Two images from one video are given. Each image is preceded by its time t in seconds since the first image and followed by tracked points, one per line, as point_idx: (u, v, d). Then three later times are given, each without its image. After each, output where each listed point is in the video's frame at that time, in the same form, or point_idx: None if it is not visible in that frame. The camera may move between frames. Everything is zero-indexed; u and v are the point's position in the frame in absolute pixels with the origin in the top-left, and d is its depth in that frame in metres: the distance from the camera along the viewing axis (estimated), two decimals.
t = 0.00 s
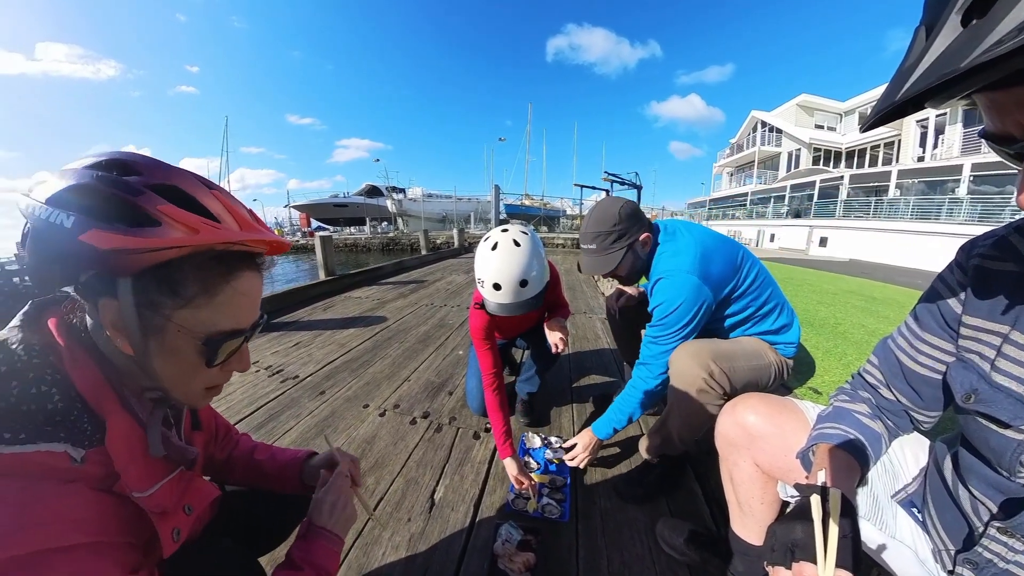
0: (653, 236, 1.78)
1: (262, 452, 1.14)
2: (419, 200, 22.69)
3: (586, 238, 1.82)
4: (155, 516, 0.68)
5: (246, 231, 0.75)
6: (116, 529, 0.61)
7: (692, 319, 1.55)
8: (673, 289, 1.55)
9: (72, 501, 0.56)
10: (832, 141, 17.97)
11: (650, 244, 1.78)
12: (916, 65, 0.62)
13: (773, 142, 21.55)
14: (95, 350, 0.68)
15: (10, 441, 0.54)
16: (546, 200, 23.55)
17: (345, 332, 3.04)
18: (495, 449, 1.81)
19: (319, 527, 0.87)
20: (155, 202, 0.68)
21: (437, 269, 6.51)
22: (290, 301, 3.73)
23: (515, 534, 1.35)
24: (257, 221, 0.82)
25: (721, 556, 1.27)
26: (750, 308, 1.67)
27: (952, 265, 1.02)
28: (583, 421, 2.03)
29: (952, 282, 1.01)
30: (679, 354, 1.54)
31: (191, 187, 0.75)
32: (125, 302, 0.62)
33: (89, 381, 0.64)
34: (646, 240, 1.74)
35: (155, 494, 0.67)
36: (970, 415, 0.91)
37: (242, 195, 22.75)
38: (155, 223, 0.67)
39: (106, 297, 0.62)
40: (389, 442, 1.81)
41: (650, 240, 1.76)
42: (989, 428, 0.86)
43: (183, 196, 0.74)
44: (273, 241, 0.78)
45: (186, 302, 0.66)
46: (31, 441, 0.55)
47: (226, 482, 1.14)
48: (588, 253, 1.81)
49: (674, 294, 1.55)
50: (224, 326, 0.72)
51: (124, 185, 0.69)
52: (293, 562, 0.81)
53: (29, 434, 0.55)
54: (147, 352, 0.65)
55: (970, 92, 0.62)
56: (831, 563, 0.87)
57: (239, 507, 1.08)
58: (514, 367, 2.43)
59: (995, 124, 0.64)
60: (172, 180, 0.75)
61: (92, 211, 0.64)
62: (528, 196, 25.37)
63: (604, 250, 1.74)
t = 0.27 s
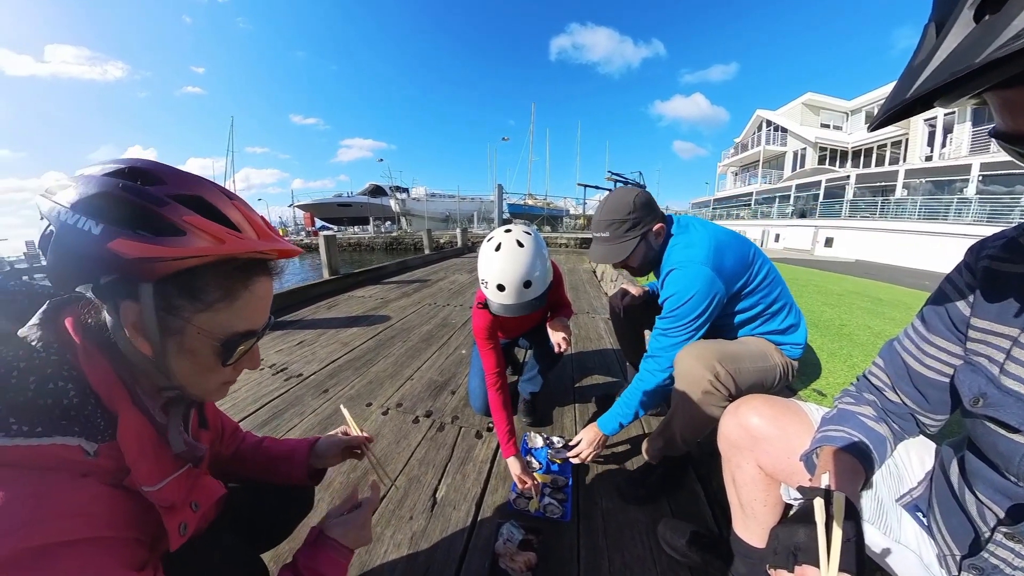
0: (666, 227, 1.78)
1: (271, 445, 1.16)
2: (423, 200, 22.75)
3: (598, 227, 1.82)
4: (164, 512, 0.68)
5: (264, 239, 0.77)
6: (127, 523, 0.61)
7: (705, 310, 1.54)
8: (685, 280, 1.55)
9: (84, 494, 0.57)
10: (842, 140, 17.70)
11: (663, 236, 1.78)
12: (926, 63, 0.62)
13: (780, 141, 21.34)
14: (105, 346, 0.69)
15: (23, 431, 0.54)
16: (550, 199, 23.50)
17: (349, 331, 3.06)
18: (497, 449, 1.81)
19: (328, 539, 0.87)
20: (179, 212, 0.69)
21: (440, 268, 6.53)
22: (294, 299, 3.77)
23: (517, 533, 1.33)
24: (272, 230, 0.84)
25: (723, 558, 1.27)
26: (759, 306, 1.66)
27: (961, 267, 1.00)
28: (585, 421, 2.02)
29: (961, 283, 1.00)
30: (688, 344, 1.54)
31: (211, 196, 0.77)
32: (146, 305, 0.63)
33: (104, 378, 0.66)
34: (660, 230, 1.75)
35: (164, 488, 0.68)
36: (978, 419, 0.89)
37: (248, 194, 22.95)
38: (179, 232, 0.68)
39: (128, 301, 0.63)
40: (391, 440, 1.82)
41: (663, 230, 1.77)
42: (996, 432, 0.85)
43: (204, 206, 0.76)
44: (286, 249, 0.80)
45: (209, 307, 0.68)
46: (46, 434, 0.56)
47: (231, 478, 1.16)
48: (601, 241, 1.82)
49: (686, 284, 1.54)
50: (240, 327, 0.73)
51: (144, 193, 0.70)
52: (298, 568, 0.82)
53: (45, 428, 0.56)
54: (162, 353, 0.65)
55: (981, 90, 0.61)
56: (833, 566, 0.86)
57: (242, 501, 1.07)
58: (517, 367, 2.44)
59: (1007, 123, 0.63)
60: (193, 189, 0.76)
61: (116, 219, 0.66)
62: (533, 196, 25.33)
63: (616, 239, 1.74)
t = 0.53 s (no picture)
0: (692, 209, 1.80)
1: (272, 444, 1.17)
2: (428, 199, 22.81)
3: (624, 200, 1.80)
4: (172, 497, 0.69)
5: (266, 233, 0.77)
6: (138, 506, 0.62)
7: (732, 276, 1.53)
8: (716, 245, 1.58)
9: (95, 477, 0.57)
10: (850, 139, 17.50)
11: (689, 215, 1.79)
12: (936, 60, 0.61)
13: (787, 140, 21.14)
14: (114, 341, 0.70)
15: (41, 417, 0.56)
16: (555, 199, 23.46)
17: (353, 330, 3.08)
18: (499, 448, 1.82)
19: (335, 534, 0.88)
20: (183, 208, 0.70)
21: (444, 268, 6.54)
22: (299, 298, 3.79)
23: (518, 532, 1.34)
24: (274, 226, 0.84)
25: (724, 559, 1.26)
26: (778, 296, 1.64)
27: (969, 267, 0.99)
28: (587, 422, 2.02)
29: (969, 283, 0.98)
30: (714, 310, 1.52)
31: (214, 193, 0.77)
32: (153, 297, 0.65)
33: (116, 369, 0.67)
34: (686, 210, 1.75)
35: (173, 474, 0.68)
36: (985, 422, 0.88)
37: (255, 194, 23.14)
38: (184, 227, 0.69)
39: (135, 293, 0.65)
40: (394, 439, 1.83)
41: (689, 210, 1.78)
42: (1003, 435, 0.84)
43: (207, 202, 0.76)
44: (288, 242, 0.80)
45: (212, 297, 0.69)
46: (60, 420, 0.57)
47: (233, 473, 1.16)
48: (626, 214, 1.80)
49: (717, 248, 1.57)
50: (242, 317, 0.74)
51: (149, 190, 0.71)
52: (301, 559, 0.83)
53: (60, 413, 0.58)
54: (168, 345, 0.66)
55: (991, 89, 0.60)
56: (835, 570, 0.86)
57: (242, 497, 1.07)
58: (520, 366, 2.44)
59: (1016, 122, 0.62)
60: (196, 186, 0.77)
61: (123, 216, 0.67)
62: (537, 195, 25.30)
63: (644, 213, 1.72)
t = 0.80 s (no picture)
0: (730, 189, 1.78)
1: (270, 445, 1.17)
2: (433, 199, 22.88)
3: (663, 170, 1.76)
4: (176, 491, 0.70)
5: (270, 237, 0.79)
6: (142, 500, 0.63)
7: (776, 232, 1.53)
8: (752, 212, 1.60)
9: (101, 471, 0.58)
10: (859, 139, 17.29)
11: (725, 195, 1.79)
12: (948, 56, 0.60)
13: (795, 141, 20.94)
14: (120, 338, 0.71)
15: (49, 413, 0.57)
16: (559, 200, 23.45)
17: (356, 329, 3.09)
18: (501, 448, 1.81)
19: (327, 518, 0.88)
20: (188, 210, 0.71)
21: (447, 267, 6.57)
22: (303, 297, 3.82)
23: (519, 533, 1.34)
24: (278, 229, 0.85)
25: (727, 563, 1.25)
26: (807, 285, 1.62)
27: (980, 269, 0.97)
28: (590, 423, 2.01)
29: (979, 285, 0.97)
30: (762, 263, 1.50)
31: (219, 195, 0.79)
32: (158, 298, 0.65)
33: (120, 366, 0.68)
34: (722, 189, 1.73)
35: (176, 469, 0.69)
36: (995, 427, 0.87)
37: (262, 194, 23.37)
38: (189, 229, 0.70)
39: (141, 294, 0.64)
40: (396, 438, 1.84)
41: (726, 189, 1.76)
42: (1013, 441, 0.82)
43: (212, 205, 0.77)
44: (290, 246, 0.81)
45: (215, 299, 0.69)
46: (67, 416, 0.58)
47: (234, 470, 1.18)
48: (662, 185, 1.76)
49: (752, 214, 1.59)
50: (246, 319, 0.74)
51: (157, 193, 0.72)
52: (301, 549, 0.83)
53: (67, 409, 0.59)
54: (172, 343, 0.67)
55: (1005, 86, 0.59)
56: None
57: (241, 495, 1.10)
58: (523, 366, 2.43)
59: None
60: (201, 188, 0.78)
61: (131, 218, 0.68)
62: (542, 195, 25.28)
63: (683, 185, 1.69)
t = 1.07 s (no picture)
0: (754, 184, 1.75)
1: (276, 442, 1.17)
2: (437, 199, 22.94)
3: (689, 155, 1.71)
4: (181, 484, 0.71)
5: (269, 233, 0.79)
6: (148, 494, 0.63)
7: (805, 238, 1.51)
8: (785, 210, 1.56)
9: (112, 462, 0.59)
10: (868, 138, 17.08)
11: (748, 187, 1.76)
12: (957, 56, 0.59)
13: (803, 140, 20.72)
14: (128, 334, 0.72)
15: (61, 406, 0.57)
16: (564, 200, 23.40)
17: (359, 328, 3.11)
18: (503, 447, 1.82)
19: (326, 517, 0.89)
20: (189, 209, 0.71)
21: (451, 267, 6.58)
22: (307, 296, 3.84)
23: (521, 532, 1.35)
24: (278, 225, 0.86)
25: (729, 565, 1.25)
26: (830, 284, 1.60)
27: (987, 271, 0.95)
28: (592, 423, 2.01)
29: (988, 287, 0.95)
30: (794, 270, 1.48)
31: (219, 193, 0.79)
32: (162, 295, 0.66)
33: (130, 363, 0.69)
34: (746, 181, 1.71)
35: (182, 463, 0.70)
36: (1002, 431, 0.85)
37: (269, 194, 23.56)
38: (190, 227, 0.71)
39: (146, 291, 0.66)
40: (399, 436, 1.85)
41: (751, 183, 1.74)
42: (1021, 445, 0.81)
43: (212, 203, 0.78)
44: (291, 242, 0.82)
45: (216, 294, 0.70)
46: (79, 411, 0.59)
47: (239, 466, 1.20)
48: (687, 169, 1.72)
49: (786, 213, 1.55)
50: (248, 314, 0.75)
51: (158, 193, 0.73)
52: (302, 546, 0.84)
53: (78, 403, 0.59)
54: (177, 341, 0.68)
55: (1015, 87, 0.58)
56: None
57: (247, 492, 1.11)
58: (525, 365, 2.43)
59: None
60: (201, 187, 0.78)
61: (134, 218, 0.69)
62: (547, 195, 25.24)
63: (708, 170, 1.65)
